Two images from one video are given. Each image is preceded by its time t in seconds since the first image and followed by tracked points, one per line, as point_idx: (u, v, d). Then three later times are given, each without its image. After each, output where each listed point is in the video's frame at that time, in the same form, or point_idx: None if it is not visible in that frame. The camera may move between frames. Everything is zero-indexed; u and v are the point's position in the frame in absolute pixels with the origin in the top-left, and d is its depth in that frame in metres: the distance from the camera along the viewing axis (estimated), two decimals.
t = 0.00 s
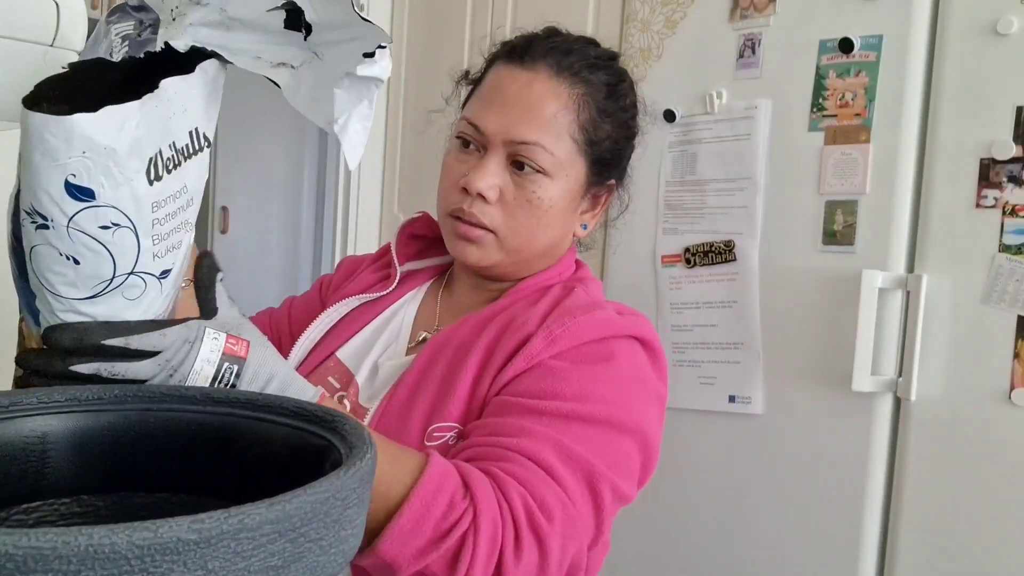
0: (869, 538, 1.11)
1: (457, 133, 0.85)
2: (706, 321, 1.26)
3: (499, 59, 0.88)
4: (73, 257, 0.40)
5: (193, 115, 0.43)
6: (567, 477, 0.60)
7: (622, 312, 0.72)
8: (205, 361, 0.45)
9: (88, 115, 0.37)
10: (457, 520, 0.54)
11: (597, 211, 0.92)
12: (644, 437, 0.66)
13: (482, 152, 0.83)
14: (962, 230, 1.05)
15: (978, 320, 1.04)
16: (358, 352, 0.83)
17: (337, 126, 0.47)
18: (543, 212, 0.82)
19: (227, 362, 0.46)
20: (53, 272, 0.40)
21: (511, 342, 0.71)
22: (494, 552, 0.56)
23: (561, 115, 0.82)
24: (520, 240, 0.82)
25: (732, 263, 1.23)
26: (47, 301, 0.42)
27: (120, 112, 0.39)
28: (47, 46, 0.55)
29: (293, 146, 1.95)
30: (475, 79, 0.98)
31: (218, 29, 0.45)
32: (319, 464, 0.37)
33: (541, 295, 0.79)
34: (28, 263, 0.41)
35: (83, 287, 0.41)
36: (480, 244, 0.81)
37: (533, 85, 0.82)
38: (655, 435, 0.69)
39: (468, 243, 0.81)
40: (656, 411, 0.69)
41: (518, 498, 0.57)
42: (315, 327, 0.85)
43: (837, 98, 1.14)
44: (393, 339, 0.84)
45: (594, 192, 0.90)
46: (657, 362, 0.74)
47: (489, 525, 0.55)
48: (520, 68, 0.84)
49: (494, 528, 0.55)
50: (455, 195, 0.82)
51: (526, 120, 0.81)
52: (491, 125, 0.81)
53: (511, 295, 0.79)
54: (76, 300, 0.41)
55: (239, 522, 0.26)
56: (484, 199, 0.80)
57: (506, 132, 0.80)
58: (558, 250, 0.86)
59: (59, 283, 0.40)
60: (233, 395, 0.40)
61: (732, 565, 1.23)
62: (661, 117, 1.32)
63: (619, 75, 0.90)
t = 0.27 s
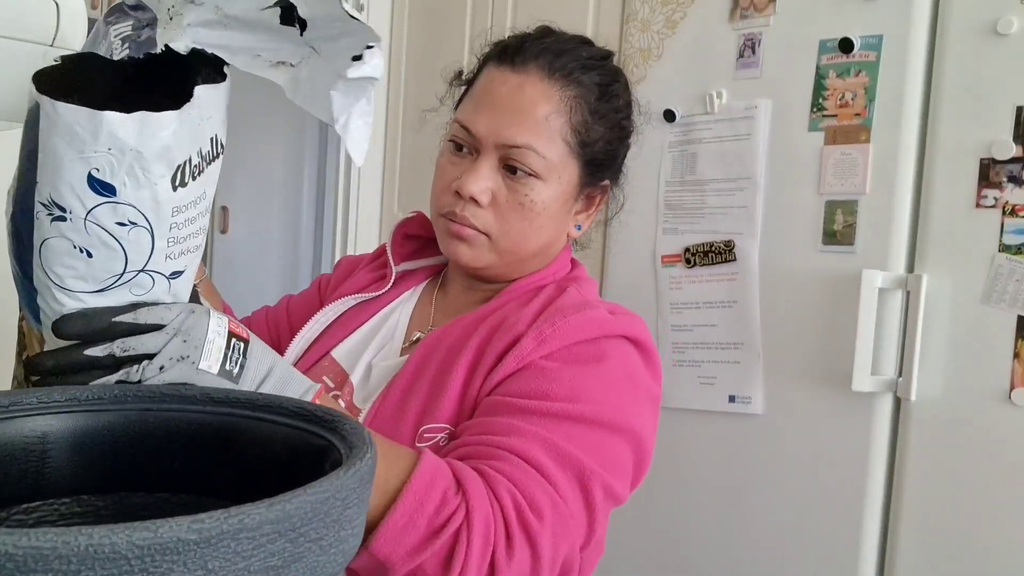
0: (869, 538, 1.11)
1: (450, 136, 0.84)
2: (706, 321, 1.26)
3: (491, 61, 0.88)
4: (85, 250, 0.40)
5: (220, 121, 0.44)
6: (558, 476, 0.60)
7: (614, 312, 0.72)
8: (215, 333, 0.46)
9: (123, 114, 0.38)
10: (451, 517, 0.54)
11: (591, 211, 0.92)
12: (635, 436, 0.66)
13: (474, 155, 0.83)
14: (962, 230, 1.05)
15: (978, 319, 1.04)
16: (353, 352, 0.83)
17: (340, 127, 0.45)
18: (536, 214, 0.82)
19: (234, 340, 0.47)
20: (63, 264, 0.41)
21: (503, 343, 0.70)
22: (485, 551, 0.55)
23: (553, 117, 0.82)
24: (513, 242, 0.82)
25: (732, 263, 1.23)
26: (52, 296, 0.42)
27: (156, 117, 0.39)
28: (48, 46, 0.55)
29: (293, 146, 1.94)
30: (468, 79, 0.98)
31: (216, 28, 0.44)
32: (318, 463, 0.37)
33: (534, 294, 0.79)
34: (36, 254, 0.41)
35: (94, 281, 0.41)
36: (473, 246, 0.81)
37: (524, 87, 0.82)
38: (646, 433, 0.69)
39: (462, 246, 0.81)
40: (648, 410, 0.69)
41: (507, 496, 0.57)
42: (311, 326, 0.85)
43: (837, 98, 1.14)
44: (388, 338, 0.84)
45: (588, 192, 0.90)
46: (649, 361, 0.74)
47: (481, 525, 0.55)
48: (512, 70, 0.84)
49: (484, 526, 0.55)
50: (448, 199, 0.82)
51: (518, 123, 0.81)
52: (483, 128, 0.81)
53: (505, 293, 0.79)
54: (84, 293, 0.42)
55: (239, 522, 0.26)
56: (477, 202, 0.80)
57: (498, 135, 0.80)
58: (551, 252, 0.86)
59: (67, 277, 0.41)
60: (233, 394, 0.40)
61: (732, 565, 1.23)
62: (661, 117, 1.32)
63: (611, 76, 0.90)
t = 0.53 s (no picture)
0: (869, 539, 1.11)
1: (456, 139, 0.84)
2: (707, 321, 1.26)
3: (497, 63, 0.88)
4: (82, 247, 0.41)
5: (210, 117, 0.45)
6: (576, 496, 0.60)
7: (624, 321, 0.72)
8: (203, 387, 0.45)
9: (113, 110, 0.39)
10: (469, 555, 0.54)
11: (597, 213, 0.92)
12: (646, 449, 0.66)
13: (482, 157, 0.83)
14: (962, 230, 1.05)
15: (978, 319, 1.04)
16: (357, 353, 0.83)
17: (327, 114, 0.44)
18: (543, 217, 0.82)
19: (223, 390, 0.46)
20: (63, 261, 0.41)
21: (514, 351, 0.70)
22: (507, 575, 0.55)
23: (560, 120, 0.82)
24: (520, 245, 0.82)
25: (732, 263, 1.23)
26: (53, 294, 0.43)
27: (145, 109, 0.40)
28: (48, 46, 0.55)
29: (293, 146, 1.94)
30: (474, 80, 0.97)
31: (211, 21, 0.45)
32: (319, 462, 0.37)
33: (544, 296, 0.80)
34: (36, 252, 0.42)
35: (92, 277, 0.42)
36: (480, 249, 0.81)
37: (531, 89, 0.82)
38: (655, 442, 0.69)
39: (469, 248, 0.81)
40: (657, 422, 0.69)
41: (528, 519, 0.56)
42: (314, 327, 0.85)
43: (837, 98, 1.14)
44: (391, 339, 0.84)
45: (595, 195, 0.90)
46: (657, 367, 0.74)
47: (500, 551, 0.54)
48: (519, 72, 0.84)
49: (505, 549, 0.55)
50: (454, 201, 0.82)
51: (526, 126, 0.80)
52: (490, 131, 0.80)
53: (513, 297, 0.79)
54: (82, 289, 0.42)
55: (239, 522, 0.26)
56: (484, 205, 0.80)
57: (506, 138, 0.80)
58: (557, 254, 0.86)
59: (66, 274, 0.42)
60: (233, 395, 0.40)
61: (732, 565, 1.23)
62: (661, 117, 1.32)
63: (617, 78, 0.90)
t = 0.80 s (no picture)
0: (869, 539, 1.11)
1: (459, 141, 0.84)
2: (707, 321, 1.26)
3: (501, 66, 0.88)
4: (102, 247, 0.41)
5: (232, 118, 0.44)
6: (557, 489, 0.58)
7: (617, 320, 0.72)
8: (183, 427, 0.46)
9: (137, 113, 0.38)
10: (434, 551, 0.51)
11: (597, 217, 0.92)
12: (637, 446, 0.65)
13: (484, 160, 0.83)
14: (961, 229, 1.05)
15: (978, 319, 1.04)
16: (358, 353, 0.83)
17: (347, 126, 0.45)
18: (543, 219, 0.82)
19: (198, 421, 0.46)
20: (81, 260, 0.41)
21: (505, 349, 0.70)
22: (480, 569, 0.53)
23: (563, 123, 0.82)
24: (521, 247, 0.82)
25: (732, 263, 1.23)
26: (70, 291, 0.42)
27: (169, 114, 0.39)
28: (48, 47, 0.54)
29: (293, 146, 1.94)
30: (477, 82, 0.97)
31: (232, 27, 0.44)
32: (318, 463, 0.37)
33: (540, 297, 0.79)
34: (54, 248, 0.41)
35: (110, 277, 0.42)
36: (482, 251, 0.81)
37: (535, 93, 0.82)
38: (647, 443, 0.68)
39: (470, 250, 0.81)
40: (650, 422, 0.68)
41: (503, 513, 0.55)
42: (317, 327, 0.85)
43: (837, 98, 1.14)
44: (393, 339, 0.84)
45: (596, 198, 0.90)
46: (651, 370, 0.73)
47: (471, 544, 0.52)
48: (522, 75, 0.84)
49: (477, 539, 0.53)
50: (456, 203, 0.82)
51: (529, 129, 0.80)
52: (494, 133, 0.80)
53: (510, 297, 0.79)
54: (100, 288, 0.42)
55: (239, 522, 0.26)
56: (486, 207, 0.80)
57: (509, 141, 0.80)
58: (558, 257, 0.86)
59: (84, 273, 0.41)
60: (233, 394, 0.40)
61: (732, 565, 1.23)
62: (661, 117, 1.32)
63: (619, 83, 0.90)
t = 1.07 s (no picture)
0: (869, 539, 1.11)
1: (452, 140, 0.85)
2: (707, 322, 1.26)
3: (493, 65, 0.88)
4: (79, 216, 0.45)
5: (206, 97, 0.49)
6: (525, 452, 0.58)
7: (604, 311, 0.72)
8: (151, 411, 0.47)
9: (108, 81, 0.43)
10: (404, 490, 0.51)
11: (592, 214, 0.92)
12: (615, 429, 0.64)
13: (477, 158, 0.83)
14: (961, 229, 1.05)
15: (978, 320, 1.04)
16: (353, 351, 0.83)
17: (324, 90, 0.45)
18: (536, 216, 0.82)
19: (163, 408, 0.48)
20: (60, 228, 0.45)
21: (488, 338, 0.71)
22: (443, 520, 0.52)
23: (554, 120, 0.82)
24: (514, 244, 0.82)
25: (732, 264, 1.23)
26: (50, 263, 0.47)
27: (141, 80, 0.44)
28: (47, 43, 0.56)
29: (293, 146, 1.94)
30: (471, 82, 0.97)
31: (214, 15, 0.47)
32: (318, 463, 0.37)
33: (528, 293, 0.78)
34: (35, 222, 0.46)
35: (88, 248, 0.46)
36: (475, 248, 0.81)
37: (526, 91, 0.82)
38: (629, 429, 0.66)
39: (464, 248, 0.81)
40: (631, 410, 0.67)
41: (468, 465, 0.55)
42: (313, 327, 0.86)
43: (837, 98, 1.14)
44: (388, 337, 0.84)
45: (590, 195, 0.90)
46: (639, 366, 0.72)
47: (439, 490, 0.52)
48: (514, 74, 0.84)
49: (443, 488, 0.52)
50: (450, 202, 0.82)
51: (520, 126, 0.80)
52: (485, 132, 0.81)
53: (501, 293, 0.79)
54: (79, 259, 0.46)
55: (239, 523, 0.26)
56: (478, 204, 0.80)
57: (500, 138, 0.80)
58: (552, 253, 0.86)
59: (63, 243, 0.46)
60: (233, 395, 0.40)
61: (732, 566, 1.23)
62: (661, 117, 1.32)
63: (611, 80, 0.90)
